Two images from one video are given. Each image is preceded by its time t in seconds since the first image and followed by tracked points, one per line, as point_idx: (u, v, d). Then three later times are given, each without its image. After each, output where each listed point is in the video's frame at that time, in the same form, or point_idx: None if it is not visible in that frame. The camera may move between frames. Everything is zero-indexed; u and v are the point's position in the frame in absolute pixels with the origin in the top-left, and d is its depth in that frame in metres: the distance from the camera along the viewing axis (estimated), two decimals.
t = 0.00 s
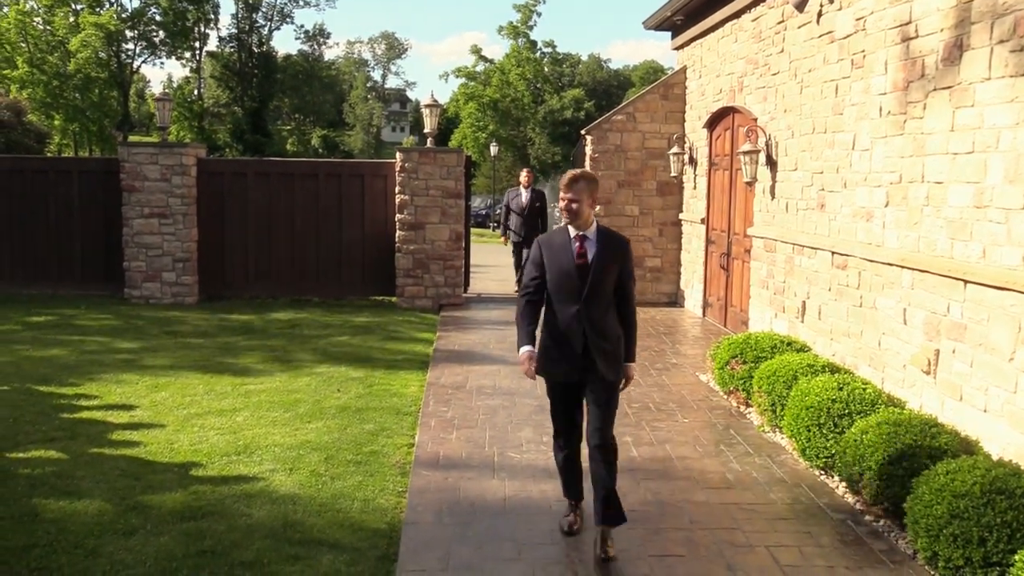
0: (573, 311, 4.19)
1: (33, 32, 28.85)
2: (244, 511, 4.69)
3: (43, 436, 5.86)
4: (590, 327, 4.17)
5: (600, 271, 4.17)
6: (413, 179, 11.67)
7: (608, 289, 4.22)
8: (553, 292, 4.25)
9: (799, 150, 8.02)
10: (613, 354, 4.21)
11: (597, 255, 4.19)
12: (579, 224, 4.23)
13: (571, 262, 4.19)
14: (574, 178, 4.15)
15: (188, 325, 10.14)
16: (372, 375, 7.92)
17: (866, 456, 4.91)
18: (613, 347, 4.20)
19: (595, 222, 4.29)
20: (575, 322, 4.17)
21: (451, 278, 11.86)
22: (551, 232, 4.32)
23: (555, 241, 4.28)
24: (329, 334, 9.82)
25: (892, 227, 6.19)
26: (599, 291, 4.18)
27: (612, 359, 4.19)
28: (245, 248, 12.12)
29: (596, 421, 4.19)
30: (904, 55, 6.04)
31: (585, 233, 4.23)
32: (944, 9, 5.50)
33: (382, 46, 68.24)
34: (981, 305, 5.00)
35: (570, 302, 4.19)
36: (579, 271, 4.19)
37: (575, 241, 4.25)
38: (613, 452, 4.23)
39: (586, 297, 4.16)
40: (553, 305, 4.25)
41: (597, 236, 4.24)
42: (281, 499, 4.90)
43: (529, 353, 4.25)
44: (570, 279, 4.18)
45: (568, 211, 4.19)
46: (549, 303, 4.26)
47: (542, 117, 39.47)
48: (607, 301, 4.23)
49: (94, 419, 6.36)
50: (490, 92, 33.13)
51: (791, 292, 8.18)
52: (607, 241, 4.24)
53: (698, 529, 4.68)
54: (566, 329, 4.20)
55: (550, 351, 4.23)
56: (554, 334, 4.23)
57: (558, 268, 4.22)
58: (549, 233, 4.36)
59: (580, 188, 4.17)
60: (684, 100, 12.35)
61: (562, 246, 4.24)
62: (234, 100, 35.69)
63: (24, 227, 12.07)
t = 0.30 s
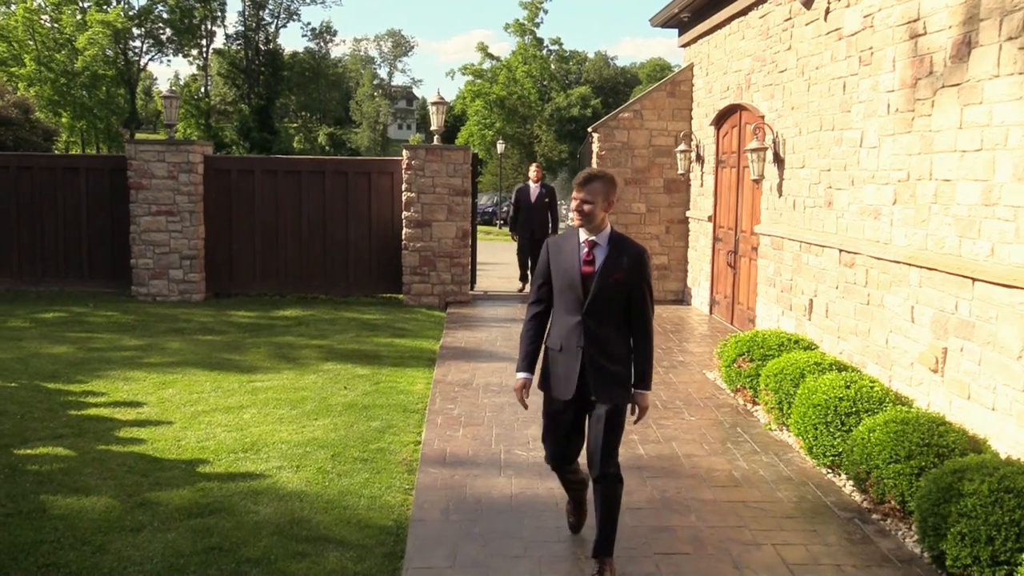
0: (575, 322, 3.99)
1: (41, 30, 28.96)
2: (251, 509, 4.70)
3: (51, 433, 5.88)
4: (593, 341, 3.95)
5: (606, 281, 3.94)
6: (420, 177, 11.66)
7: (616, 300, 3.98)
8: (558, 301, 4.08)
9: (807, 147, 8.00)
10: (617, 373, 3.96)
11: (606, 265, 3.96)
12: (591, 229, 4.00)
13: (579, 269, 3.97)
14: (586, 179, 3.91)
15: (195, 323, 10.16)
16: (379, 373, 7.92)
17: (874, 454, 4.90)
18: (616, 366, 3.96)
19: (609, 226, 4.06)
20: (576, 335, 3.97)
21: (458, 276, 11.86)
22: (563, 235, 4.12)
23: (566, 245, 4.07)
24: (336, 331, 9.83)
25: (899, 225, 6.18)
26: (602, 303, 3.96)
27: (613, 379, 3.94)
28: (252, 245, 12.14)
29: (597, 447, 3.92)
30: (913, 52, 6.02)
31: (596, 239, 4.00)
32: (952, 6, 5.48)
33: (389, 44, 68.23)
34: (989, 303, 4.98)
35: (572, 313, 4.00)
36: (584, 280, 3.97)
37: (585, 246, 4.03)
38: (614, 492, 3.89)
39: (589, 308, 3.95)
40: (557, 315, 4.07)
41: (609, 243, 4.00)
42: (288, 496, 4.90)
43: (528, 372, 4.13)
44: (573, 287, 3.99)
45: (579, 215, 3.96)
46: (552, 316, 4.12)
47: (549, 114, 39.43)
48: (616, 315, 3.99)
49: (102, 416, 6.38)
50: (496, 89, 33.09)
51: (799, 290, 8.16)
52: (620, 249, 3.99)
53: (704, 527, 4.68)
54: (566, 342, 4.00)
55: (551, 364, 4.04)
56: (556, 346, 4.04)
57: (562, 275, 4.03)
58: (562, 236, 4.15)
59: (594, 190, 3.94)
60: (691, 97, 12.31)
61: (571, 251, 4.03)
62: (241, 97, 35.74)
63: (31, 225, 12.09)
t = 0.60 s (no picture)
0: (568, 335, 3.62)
1: (56, 30, 29.16)
2: (264, 507, 4.71)
3: (66, 431, 5.91)
4: (585, 352, 3.58)
5: (597, 286, 3.56)
6: (433, 176, 11.68)
7: (611, 306, 3.57)
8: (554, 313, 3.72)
9: (821, 147, 7.97)
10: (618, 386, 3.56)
11: (597, 269, 3.58)
12: (581, 233, 3.63)
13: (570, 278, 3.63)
14: (566, 180, 3.58)
15: (208, 322, 10.20)
16: (392, 372, 7.94)
17: (887, 456, 4.88)
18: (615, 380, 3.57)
19: (604, 226, 3.69)
20: (567, 346, 3.60)
21: (470, 276, 11.87)
22: (555, 242, 3.78)
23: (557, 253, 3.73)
24: (349, 331, 9.86)
25: (914, 225, 6.15)
26: (597, 313, 3.57)
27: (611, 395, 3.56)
28: (265, 245, 12.18)
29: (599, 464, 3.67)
30: (927, 52, 5.99)
31: (588, 243, 3.63)
32: (967, 5, 5.45)
33: (402, 44, 68.33)
34: (1004, 304, 4.95)
35: (566, 324, 3.64)
36: (575, 288, 3.62)
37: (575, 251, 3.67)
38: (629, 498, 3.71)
39: (580, 315, 3.59)
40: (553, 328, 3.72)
41: (601, 246, 3.63)
42: (301, 495, 4.92)
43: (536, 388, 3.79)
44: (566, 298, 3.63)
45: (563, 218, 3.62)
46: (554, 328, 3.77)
47: (561, 114, 39.41)
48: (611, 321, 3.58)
49: (116, 414, 6.41)
50: (509, 89, 33.11)
51: (813, 291, 8.12)
52: (614, 253, 3.60)
53: (717, 528, 4.67)
54: (560, 356, 3.63)
55: (545, 379, 3.66)
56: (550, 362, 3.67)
57: (554, 285, 3.68)
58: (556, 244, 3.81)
59: (583, 189, 3.59)
60: (704, 97, 12.28)
61: (561, 259, 3.68)
62: (255, 97, 35.86)
63: (46, 224, 12.16)
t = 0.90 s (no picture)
0: (534, 356, 3.29)
1: (73, 31, 29.37)
2: (279, 506, 4.73)
3: (83, 429, 5.95)
4: (552, 375, 3.25)
5: (562, 301, 3.23)
6: (447, 176, 11.70)
7: (579, 324, 3.23)
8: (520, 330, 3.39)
9: (837, 146, 7.93)
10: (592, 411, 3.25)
11: (564, 282, 3.25)
12: (544, 242, 3.32)
13: (534, 291, 3.31)
14: (520, 186, 3.29)
15: (223, 321, 10.25)
16: (407, 371, 7.95)
17: (904, 457, 4.85)
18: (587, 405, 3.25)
19: (570, 233, 3.37)
20: (533, 369, 3.28)
21: (484, 275, 11.88)
22: (522, 253, 3.47)
23: (523, 266, 3.42)
24: (363, 330, 9.88)
25: (930, 225, 6.11)
26: (564, 330, 3.24)
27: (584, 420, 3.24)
28: (279, 245, 12.22)
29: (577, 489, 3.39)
30: (945, 51, 5.95)
31: (553, 253, 3.31)
32: (985, 4, 5.42)
33: (416, 43, 68.42)
34: (1022, 304, 4.91)
35: (531, 343, 3.31)
36: (540, 303, 3.30)
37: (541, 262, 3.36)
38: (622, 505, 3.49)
39: (545, 333, 3.27)
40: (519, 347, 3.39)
41: (568, 254, 3.30)
42: (316, 494, 4.93)
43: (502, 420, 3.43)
44: (530, 314, 3.31)
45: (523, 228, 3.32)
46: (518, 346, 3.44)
47: (575, 114, 39.36)
48: (580, 340, 3.24)
49: (133, 412, 6.45)
50: (523, 89, 33.13)
51: (828, 291, 8.09)
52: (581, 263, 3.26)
53: (731, 529, 4.65)
54: (526, 380, 3.31)
55: (512, 406, 3.35)
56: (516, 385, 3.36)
57: (519, 300, 3.36)
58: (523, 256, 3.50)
59: (539, 195, 3.29)
60: (719, 96, 12.25)
61: (527, 271, 3.37)
62: (270, 97, 35.98)
63: (62, 223, 12.24)
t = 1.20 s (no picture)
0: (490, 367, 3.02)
1: (88, 32, 29.56)
2: (290, 506, 4.74)
3: (96, 428, 5.98)
4: (512, 388, 3.00)
5: (523, 311, 2.95)
6: (459, 177, 11.72)
7: (543, 337, 2.97)
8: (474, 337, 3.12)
9: (851, 147, 7.90)
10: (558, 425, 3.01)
11: (525, 290, 2.97)
12: (504, 244, 3.04)
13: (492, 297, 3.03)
14: (481, 183, 3.02)
15: (235, 321, 10.29)
16: (418, 371, 7.96)
17: (917, 459, 4.82)
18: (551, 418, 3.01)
19: (536, 235, 3.08)
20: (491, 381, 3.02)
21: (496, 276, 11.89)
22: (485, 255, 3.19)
23: (484, 269, 3.14)
24: (375, 330, 9.90)
25: (944, 226, 6.07)
26: (522, 340, 2.97)
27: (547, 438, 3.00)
28: (292, 245, 12.26)
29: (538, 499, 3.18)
30: (959, 51, 5.91)
31: (513, 257, 3.02)
32: (1000, 4, 5.38)
33: (428, 44, 68.52)
34: None
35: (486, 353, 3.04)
36: (498, 311, 3.01)
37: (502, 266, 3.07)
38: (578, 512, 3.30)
39: (503, 347, 2.99)
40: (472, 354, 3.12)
41: (529, 260, 3.02)
42: (328, 494, 4.94)
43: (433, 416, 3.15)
44: (486, 321, 3.03)
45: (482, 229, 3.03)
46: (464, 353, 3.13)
47: (587, 115, 39.33)
48: (542, 353, 2.99)
49: (145, 412, 6.48)
50: (536, 90, 33.23)
51: (841, 292, 8.05)
52: (543, 269, 2.99)
53: (743, 531, 4.64)
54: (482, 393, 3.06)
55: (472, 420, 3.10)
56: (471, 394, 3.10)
57: (476, 305, 3.08)
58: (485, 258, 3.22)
59: (501, 194, 3.01)
60: (732, 97, 12.23)
61: (486, 275, 3.09)
62: (282, 98, 36.06)
63: (76, 223, 12.31)
